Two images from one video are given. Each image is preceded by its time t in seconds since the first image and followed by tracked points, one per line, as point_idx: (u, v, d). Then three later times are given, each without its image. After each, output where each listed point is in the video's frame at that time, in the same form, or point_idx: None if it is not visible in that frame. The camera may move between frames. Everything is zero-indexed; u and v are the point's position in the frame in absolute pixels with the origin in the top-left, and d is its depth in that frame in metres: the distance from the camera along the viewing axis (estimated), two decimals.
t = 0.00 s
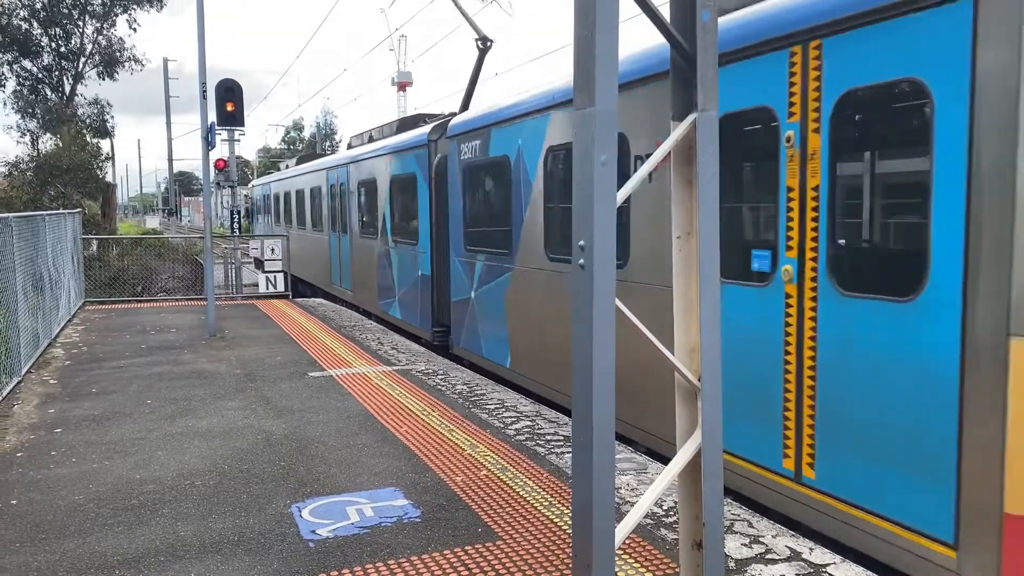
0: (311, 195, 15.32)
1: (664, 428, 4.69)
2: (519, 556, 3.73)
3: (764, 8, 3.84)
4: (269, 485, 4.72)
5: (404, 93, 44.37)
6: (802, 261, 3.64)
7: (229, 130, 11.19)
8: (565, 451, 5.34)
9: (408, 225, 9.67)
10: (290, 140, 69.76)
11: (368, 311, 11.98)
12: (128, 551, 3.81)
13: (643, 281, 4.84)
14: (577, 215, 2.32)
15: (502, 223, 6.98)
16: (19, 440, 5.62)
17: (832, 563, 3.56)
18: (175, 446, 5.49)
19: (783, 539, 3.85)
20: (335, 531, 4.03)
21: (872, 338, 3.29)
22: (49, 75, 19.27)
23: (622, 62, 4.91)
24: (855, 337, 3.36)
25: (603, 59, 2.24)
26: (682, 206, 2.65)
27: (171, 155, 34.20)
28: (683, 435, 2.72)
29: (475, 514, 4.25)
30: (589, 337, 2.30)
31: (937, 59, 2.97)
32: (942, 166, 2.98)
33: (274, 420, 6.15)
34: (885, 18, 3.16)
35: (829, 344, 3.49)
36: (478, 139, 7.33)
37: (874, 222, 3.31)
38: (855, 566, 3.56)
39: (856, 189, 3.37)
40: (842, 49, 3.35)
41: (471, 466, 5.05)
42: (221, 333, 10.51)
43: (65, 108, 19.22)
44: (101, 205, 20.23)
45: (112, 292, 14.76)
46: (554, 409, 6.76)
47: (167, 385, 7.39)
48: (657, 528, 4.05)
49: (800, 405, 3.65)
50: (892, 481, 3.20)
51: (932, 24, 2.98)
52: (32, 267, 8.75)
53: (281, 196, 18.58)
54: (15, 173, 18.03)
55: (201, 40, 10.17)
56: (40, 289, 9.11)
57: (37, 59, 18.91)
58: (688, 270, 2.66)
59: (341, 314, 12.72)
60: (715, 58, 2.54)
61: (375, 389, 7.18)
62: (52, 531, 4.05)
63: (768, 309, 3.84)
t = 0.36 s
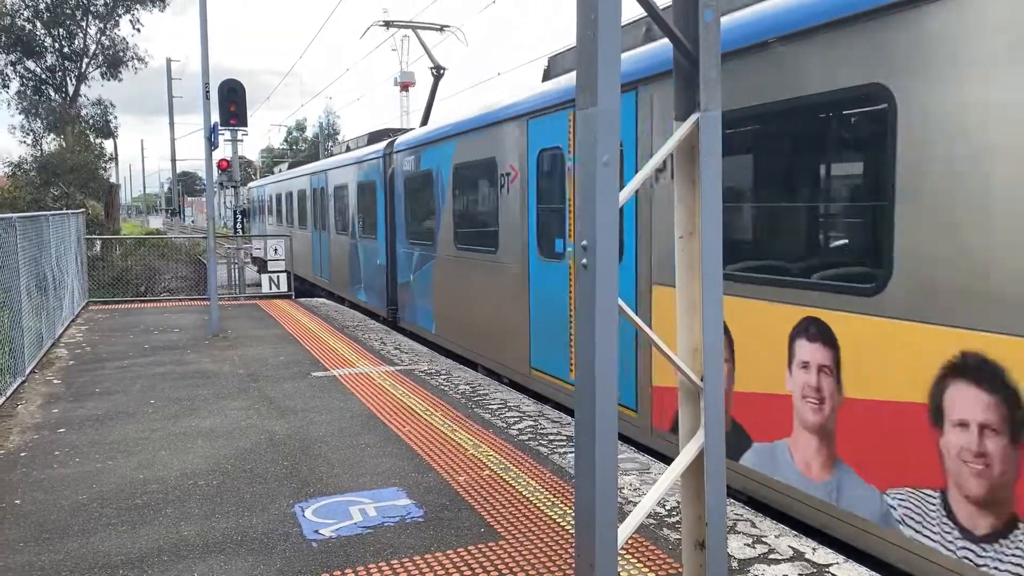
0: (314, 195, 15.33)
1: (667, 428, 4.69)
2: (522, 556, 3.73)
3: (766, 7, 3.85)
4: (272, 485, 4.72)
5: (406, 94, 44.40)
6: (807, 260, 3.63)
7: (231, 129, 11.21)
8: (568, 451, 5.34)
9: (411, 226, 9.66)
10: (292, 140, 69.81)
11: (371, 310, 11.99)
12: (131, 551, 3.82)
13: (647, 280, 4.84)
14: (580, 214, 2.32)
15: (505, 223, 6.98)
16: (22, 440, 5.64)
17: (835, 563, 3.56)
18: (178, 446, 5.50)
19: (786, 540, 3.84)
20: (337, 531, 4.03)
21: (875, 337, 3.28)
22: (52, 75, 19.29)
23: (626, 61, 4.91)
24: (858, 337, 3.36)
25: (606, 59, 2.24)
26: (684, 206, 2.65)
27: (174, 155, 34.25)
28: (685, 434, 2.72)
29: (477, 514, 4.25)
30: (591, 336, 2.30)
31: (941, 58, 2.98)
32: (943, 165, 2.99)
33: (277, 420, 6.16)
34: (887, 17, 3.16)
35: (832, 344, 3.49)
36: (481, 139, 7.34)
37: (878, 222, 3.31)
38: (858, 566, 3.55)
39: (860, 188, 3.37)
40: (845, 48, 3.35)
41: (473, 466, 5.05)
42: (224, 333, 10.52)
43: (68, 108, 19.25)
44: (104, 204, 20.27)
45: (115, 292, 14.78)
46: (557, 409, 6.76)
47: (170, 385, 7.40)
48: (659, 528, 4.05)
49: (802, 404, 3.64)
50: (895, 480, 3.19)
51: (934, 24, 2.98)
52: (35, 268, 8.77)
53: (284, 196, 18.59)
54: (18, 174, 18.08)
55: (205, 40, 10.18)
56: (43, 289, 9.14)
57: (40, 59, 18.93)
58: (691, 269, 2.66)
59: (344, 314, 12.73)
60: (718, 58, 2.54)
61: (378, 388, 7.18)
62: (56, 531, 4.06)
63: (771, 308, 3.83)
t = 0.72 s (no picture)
0: (318, 195, 15.34)
1: (671, 428, 4.68)
2: (525, 556, 3.72)
3: (767, 6, 3.85)
4: (275, 485, 4.72)
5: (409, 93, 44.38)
6: (813, 259, 3.62)
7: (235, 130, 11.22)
8: (572, 450, 5.33)
9: (414, 226, 9.66)
10: (296, 139, 69.89)
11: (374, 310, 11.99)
12: (135, 550, 3.82)
13: (651, 280, 4.83)
14: (584, 214, 2.32)
15: (508, 223, 6.97)
16: (27, 440, 5.65)
17: (839, 563, 3.55)
18: (182, 446, 5.50)
19: (790, 539, 3.83)
20: (341, 531, 4.03)
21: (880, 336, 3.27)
22: (56, 76, 19.33)
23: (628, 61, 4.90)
24: (863, 336, 3.35)
25: (610, 58, 2.23)
26: (688, 206, 2.65)
27: (178, 155, 34.40)
28: (689, 433, 2.71)
29: (481, 514, 4.24)
30: (595, 336, 2.29)
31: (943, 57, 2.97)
32: (947, 166, 2.99)
33: (281, 419, 6.16)
34: (889, 16, 3.15)
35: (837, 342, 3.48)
36: (484, 138, 7.34)
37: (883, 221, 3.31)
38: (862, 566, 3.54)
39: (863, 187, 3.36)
40: (848, 47, 3.35)
41: (476, 465, 5.05)
42: (228, 333, 10.53)
43: (72, 109, 19.29)
44: (108, 205, 20.30)
45: (120, 292, 14.81)
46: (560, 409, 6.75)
47: (173, 385, 7.41)
48: (663, 528, 4.04)
49: (807, 404, 3.63)
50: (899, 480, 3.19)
51: (936, 22, 2.97)
52: (40, 267, 8.79)
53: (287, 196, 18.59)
54: (23, 174, 18.12)
55: (208, 40, 10.20)
56: (47, 289, 9.15)
57: (44, 60, 18.97)
58: (695, 269, 2.66)
59: (349, 313, 12.72)
60: (722, 57, 2.53)
61: (382, 388, 7.19)
62: (60, 530, 4.07)
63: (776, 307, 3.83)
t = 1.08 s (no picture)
0: (321, 195, 15.35)
1: (675, 428, 4.68)
2: (529, 556, 3.72)
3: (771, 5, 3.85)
4: (279, 485, 4.72)
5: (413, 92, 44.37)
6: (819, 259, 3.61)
7: (239, 130, 11.24)
8: (576, 450, 5.33)
9: (417, 226, 9.67)
10: (300, 139, 69.95)
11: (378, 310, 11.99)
12: (140, 550, 3.82)
13: (655, 280, 4.83)
14: (588, 214, 2.31)
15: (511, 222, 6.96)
16: (32, 439, 5.66)
17: (844, 564, 3.54)
18: (187, 446, 5.51)
19: (795, 540, 3.82)
20: (345, 530, 4.03)
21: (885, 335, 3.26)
22: (61, 76, 19.37)
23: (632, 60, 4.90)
24: (867, 335, 3.35)
25: (613, 59, 2.23)
26: (693, 206, 2.64)
27: (183, 155, 34.50)
28: (694, 433, 2.71)
29: (485, 513, 4.24)
30: (599, 336, 2.29)
31: (947, 54, 2.97)
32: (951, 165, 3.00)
33: (285, 419, 6.17)
34: (893, 14, 3.15)
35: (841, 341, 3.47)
36: (487, 138, 7.33)
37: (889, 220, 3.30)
38: (868, 566, 3.53)
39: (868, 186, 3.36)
40: (851, 45, 3.34)
41: (480, 465, 5.05)
42: (232, 332, 10.54)
43: (77, 109, 19.32)
44: (113, 205, 20.33)
45: (124, 292, 14.84)
46: (564, 408, 6.74)
47: (178, 384, 7.42)
48: (668, 528, 4.03)
49: (813, 403, 3.62)
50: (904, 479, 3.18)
51: (940, 20, 2.97)
52: (44, 267, 8.81)
53: (291, 196, 18.60)
54: (27, 174, 18.18)
55: (212, 40, 10.22)
56: (52, 289, 9.17)
57: (49, 60, 19.01)
58: (699, 269, 2.65)
59: (353, 314, 12.71)
60: (726, 57, 2.52)
61: (386, 388, 7.19)
62: (65, 529, 4.08)
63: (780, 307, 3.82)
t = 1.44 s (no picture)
0: (325, 194, 15.36)
1: (679, 427, 4.67)
2: (533, 555, 3.71)
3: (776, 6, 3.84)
4: (284, 484, 4.73)
5: (416, 92, 44.36)
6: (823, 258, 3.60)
7: (244, 130, 11.25)
8: (580, 449, 5.32)
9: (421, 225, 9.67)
10: (304, 138, 70.01)
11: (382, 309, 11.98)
12: (145, 549, 3.83)
13: (659, 279, 4.82)
14: (592, 214, 2.30)
15: (515, 221, 6.96)
16: (37, 438, 5.68)
17: (849, 563, 3.53)
18: (191, 445, 5.51)
19: (800, 539, 3.81)
20: (350, 529, 4.04)
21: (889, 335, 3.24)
22: (65, 75, 19.40)
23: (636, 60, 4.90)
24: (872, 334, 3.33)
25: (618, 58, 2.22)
26: (697, 205, 2.63)
27: (187, 155, 34.53)
28: (698, 433, 2.70)
29: (490, 513, 4.24)
30: (604, 335, 2.28)
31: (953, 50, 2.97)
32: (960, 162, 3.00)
33: (289, 418, 6.17)
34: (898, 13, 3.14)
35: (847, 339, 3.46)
36: (491, 137, 7.33)
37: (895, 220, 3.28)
38: (873, 566, 3.52)
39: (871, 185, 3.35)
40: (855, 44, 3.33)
41: (485, 464, 5.04)
42: (236, 331, 10.55)
43: (81, 108, 19.35)
44: (117, 204, 20.37)
45: (129, 291, 14.87)
46: (568, 408, 6.73)
47: (182, 383, 7.44)
48: (672, 527, 4.03)
49: (817, 402, 3.62)
50: (911, 479, 3.17)
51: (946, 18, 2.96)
52: (49, 266, 8.83)
53: (295, 195, 18.61)
54: (32, 173, 18.22)
55: (216, 40, 10.23)
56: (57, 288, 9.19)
57: (53, 59, 19.04)
58: (704, 269, 2.64)
59: (357, 313, 12.70)
60: (731, 57, 2.52)
61: (390, 387, 7.19)
62: (70, 528, 4.09)
63: (784, 306, 3.82)
